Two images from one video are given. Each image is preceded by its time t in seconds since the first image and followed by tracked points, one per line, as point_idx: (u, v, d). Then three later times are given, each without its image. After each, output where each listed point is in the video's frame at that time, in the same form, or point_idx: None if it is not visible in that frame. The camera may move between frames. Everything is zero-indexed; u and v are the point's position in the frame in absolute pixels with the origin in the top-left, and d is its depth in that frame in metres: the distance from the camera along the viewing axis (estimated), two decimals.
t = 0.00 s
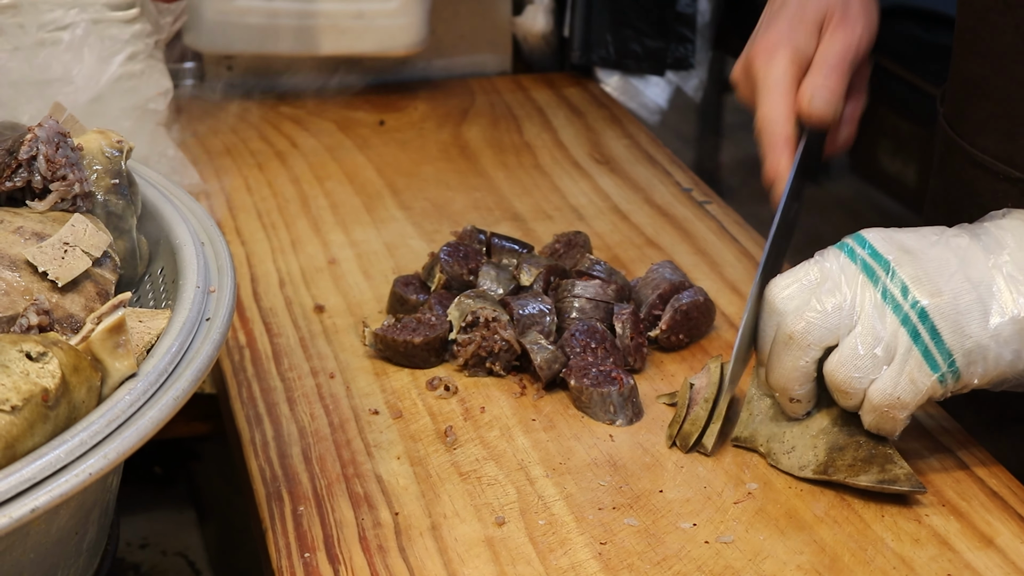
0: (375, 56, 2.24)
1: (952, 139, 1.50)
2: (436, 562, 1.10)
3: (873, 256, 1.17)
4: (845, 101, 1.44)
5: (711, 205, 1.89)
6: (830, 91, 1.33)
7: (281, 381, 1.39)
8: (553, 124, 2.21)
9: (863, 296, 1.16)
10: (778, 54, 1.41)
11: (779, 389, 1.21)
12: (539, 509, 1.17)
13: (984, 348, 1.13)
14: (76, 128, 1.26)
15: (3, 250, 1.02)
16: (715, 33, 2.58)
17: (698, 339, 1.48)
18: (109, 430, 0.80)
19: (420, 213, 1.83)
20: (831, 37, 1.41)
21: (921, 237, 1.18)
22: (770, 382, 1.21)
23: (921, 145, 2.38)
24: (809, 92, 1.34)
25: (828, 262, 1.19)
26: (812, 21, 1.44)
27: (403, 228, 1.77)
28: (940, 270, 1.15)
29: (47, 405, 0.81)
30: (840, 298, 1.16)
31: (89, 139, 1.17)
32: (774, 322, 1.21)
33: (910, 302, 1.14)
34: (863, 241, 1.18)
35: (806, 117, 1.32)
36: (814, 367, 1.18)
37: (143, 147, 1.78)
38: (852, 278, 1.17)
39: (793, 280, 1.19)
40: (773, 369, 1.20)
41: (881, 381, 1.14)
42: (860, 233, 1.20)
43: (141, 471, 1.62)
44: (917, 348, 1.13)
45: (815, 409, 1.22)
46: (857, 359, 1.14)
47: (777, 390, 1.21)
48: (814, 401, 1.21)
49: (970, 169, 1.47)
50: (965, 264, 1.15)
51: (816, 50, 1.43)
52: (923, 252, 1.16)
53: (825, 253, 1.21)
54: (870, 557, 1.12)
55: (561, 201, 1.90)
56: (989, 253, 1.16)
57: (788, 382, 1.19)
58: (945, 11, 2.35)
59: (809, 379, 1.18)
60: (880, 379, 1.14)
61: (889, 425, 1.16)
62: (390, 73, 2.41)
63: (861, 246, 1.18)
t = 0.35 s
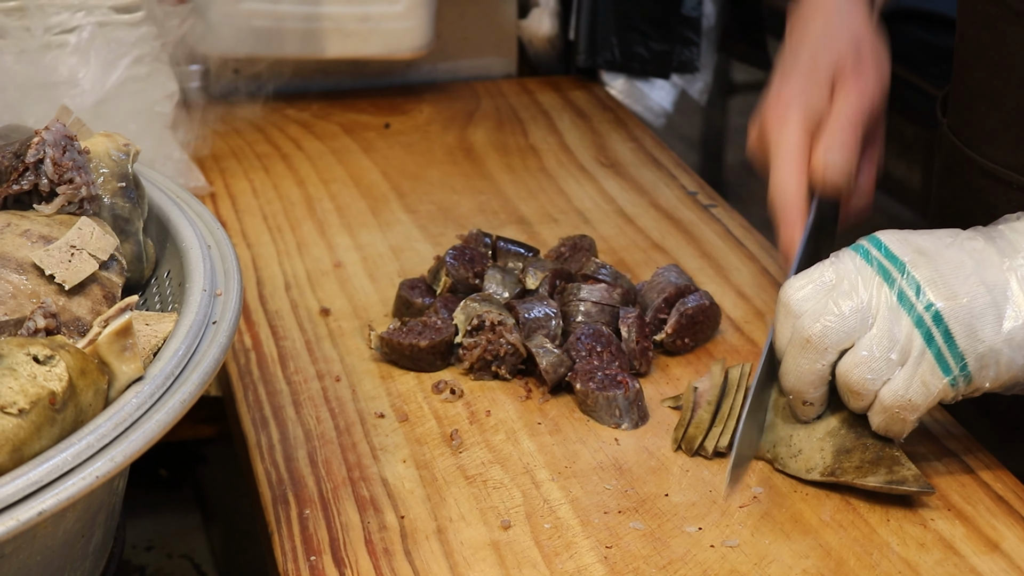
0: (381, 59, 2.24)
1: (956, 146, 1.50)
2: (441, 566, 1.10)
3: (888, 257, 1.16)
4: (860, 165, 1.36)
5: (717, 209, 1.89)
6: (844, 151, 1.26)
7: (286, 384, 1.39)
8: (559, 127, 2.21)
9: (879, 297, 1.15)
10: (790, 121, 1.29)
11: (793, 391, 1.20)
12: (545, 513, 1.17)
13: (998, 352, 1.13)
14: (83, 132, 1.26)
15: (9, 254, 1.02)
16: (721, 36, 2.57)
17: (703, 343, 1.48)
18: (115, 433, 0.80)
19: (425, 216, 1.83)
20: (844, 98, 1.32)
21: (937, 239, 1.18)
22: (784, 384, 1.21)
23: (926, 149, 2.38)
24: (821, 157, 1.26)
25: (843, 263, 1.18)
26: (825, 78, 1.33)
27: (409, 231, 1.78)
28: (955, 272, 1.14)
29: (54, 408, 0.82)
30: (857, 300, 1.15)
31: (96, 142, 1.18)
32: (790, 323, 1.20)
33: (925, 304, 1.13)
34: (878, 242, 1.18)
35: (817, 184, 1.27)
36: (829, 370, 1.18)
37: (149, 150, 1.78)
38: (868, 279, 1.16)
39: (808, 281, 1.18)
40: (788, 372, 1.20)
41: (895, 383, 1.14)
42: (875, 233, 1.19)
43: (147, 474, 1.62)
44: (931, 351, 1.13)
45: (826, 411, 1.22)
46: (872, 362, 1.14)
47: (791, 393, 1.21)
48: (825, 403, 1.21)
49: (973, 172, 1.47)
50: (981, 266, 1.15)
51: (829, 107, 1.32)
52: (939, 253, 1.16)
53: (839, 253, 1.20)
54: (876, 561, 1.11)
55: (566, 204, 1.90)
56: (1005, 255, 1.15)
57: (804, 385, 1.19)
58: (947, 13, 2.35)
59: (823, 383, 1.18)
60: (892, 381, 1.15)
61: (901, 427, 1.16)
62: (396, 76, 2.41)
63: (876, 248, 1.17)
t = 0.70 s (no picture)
0: (381, 62, 2.25)
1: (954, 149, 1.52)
2: (440, 569, 1.10)
3: (893, 264, 1.16)
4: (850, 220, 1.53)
5: (717, 212, 1.89)
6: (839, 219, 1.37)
7: (286, 388, 1.39)
8: (558, 130, 2.21)
9: (883, 304, 1.16)
10: (782, 177, 1.48)
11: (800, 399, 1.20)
12: (544, 516, 1.17)
13: (1002, 359, 1.12)
14: (83, 135, 1.26)
15: (9, 257, 1.02)
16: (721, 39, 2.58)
17: (702, 346, 1.48)
18: (114, 437, 0.80)
19: (425, 219, 1.83)
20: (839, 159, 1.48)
21: (944, 246, 1.18)
22: (790, 392, 1.21)
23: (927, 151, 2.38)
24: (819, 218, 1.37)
25: (847, 269, 1.19)
26: (819, 143, 1.52)
27: (409, 234, 1.78)
28: (960, 278, 1.14)
29: (53, 412, 0.82)
30: (862, 307, 1.16)
31: (95, 145, 1.18)
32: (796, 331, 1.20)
33: (929, 310, 1.13)
34: (881, 248, 1.18)
35: (810, 236, 1.38)
36: (835, 377, 1.18)
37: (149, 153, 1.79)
38: (872, 285, 1.17)
39: (813, 288, 1.19)
40: (796, 381, 1.20)
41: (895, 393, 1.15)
42: (879, 239, 1.20)
43: (146, 477, 1.62)
44: (934, 358, 1.13)
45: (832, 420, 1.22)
46: (877, 369, 1.15)
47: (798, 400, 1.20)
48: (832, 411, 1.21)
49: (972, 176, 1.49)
50: (986, 274, 1.15)
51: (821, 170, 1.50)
52: (944, 260, 1.16)
53: (844, 260, 1.20)
54: (875, 564, 1.11)
55: (565, 207, 1.90)
56: (1010, 262, 1.15)
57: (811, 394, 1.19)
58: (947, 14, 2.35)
59: (830, 390, 1.18)
60: (897, 388, 1.15)
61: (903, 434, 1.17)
62: (395, 79, 2.41)
63: (881, 255, 1.18)
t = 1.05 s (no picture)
0: (380, 67, 2.25)
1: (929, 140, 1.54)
2: (438, 573, 1.10)
3: (899, 272, 1.17)
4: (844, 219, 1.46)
5: (715, 217, 1.89)
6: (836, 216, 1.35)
7: (285, 392, 1.39)
8: (557, 135, 2.22)
9: (888, 305, 1.15)
10: (776, 180, 1.43)
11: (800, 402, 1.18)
12: (542, 520, 1.17)
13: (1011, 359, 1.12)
14: (82, 140, 1.27)
15: (9, 261, 1.02)
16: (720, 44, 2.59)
17: (701, 350, 1.48)
18: (114, 440, 0.81)
19: (424, 224, 1.84)
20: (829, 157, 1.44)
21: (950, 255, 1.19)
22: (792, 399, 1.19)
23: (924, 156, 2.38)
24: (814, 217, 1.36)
25: (850, 278, 1.20)
26: (811, 143, 1.46)
27: (408, 238, 1.78)
28: (966, 283, 1.15)
29: (53, 416, 0.82)
30: (864, 312, 1.16)
31: (95, 150, 1.18)
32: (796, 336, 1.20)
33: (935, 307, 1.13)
34: (888, 258, 1.19)
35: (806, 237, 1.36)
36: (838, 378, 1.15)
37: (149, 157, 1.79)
38: (876, 290, 1.17)
39: (813, 294, 1.20)
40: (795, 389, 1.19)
41: (892, 398, 1.09)
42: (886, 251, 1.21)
43: (145, 481, 1.62)
44: (945, 351, 1.10)
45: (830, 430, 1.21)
46: (881, 360, 1.12)
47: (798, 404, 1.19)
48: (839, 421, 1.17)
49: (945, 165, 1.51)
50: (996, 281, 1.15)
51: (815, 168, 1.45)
52: (953, 268, 1.17)
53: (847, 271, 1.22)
54: (872, 568, 1.12)
55: (564, 212, 1.91)
56: (1016, 271, 1.16)
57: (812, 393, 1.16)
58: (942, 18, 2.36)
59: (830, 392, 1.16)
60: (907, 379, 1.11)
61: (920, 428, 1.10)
62: (395, 84, 2.42)
63: (887, 263, 1.19)
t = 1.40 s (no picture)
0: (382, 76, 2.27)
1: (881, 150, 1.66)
2: None
3: (854, 260, 0.88)
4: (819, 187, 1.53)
5: (717, 226, 1.89)
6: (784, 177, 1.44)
7: (288, 400, 1.39)
8: (560, 144, 2.23)
9: (835, 297, 0.87)
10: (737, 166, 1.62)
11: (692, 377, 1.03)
12: (545, 529, 1.18)
13: (949, 370, 0.88)
14: (87, 149, 1.27)
15: (15, 270, 1.03)
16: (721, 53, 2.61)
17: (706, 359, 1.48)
18: (119, 449, 0.81)
19: (427, 233, 1.84)
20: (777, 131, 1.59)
21: (886, 249, 0.90)
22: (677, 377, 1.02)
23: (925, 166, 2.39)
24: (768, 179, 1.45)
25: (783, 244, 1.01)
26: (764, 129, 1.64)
27: (410, 247, 1.79)
28: (906, 276, 0.87)
29: (59, 425, 0.82)
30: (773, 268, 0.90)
31: (100, 159, 1.19)
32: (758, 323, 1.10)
33: (880, 301, 0.86)
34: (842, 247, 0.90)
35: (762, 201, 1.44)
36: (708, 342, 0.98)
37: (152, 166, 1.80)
38: (814, 270, 0.89)
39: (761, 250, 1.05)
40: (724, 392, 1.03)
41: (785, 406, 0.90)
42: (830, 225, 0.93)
43: (148, 489, 1.63)
44: (875, 363, 0.86)
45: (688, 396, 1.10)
46: (817, 368, 0.87)
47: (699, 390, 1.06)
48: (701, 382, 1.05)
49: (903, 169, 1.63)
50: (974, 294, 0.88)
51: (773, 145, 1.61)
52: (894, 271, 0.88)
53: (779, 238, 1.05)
54: None
55: (566, 221, 1.92)
56: (965, 264, 0.89)
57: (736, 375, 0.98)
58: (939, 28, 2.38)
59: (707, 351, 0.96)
60: (820, 390, 0.88)
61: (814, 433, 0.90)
62: (398, 93, 2.43)
63: (843, 250, 0.90)
